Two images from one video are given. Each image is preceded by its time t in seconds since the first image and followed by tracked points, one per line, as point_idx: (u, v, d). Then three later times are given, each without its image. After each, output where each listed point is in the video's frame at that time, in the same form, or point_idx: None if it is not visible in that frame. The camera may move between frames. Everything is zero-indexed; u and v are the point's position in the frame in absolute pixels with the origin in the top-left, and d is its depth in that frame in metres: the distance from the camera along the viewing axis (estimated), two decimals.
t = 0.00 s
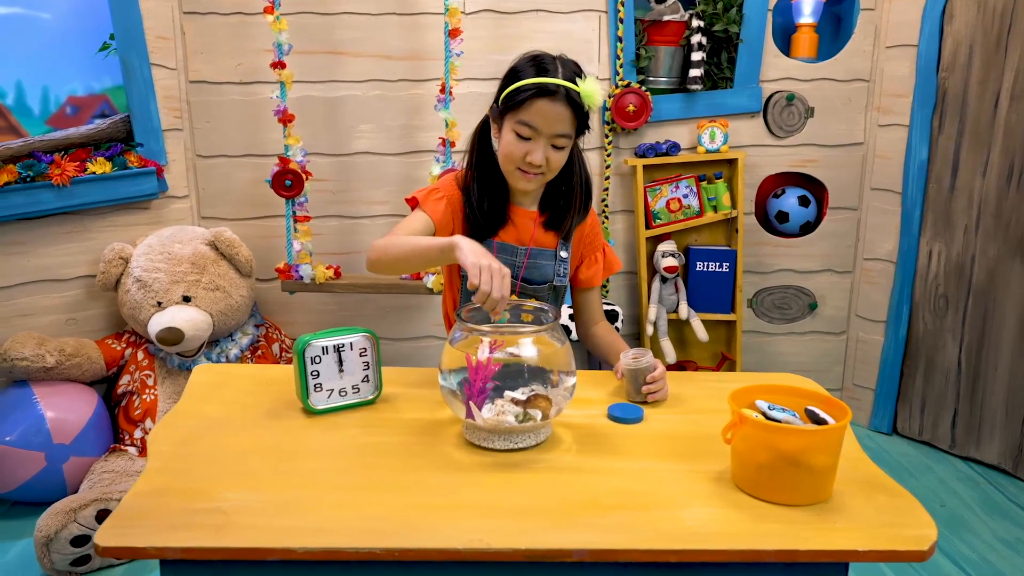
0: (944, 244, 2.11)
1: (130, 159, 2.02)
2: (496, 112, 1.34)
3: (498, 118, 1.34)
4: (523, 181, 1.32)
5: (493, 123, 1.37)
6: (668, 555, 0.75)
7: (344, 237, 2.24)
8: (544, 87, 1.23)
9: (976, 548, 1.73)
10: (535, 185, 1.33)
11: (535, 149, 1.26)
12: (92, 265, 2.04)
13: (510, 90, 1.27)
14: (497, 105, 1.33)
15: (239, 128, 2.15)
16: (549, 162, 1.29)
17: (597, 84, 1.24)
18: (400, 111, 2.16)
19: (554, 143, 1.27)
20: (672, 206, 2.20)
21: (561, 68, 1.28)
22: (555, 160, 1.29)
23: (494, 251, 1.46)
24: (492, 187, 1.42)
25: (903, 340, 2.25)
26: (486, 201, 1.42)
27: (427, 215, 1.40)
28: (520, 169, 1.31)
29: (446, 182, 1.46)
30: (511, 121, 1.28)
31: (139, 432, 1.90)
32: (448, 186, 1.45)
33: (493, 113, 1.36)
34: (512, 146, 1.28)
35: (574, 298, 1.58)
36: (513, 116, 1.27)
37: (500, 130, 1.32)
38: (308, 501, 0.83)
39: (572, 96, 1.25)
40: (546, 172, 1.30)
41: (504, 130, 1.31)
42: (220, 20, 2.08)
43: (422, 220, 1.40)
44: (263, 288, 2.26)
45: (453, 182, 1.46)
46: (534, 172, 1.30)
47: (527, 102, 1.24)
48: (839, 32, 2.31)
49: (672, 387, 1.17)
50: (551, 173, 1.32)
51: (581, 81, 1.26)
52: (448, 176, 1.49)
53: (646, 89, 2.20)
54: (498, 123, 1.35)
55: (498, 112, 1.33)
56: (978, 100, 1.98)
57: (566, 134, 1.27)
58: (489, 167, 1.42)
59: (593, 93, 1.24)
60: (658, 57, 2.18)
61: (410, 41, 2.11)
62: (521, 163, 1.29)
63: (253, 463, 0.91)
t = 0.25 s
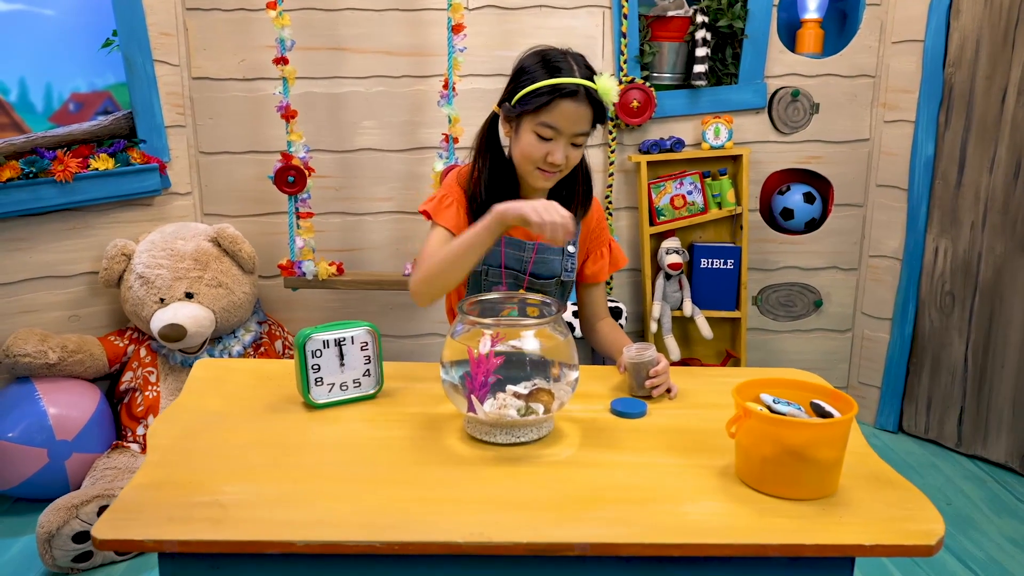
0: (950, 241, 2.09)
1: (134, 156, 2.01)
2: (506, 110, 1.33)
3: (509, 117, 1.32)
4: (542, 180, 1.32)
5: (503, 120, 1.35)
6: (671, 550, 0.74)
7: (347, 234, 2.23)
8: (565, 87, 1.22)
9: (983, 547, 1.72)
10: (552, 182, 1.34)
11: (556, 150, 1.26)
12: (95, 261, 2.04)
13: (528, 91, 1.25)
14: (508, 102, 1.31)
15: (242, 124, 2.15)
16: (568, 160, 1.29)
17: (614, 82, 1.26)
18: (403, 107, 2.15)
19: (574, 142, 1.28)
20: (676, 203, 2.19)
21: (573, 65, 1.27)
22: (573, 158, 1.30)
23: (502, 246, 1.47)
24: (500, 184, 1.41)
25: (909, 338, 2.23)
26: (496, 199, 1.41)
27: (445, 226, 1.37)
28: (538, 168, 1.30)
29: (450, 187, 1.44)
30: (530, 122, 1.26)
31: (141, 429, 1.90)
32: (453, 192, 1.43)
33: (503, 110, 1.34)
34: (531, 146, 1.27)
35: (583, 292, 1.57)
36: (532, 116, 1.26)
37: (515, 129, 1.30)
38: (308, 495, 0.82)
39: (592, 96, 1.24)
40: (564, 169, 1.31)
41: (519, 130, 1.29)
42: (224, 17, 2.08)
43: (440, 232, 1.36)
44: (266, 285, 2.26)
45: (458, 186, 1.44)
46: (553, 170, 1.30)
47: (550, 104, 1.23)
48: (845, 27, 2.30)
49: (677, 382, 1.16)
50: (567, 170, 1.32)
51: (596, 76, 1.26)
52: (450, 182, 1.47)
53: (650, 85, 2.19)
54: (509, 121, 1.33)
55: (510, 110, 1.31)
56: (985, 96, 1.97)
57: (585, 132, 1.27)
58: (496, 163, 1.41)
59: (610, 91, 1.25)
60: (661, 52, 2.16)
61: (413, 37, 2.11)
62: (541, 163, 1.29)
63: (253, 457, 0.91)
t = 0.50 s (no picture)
0: (954, 239, 2.08)
1: (134, 153, 2.02)
2: (516, 104, 1.33)
3: (520, 110, 1.33)
4: (557, 171, 1.33)
5: (513, 113, 1.36)
6: (670, 546, 0.74)
7: (348, 232, 2.23)
8: (578, 77, 1.24)
9: (987, 547, 1.70)
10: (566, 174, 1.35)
11: (572, 140, 1.27)
12: (96, 258, 2.04)
13: (541, 82, 1.26)
14: (518, 96, 1.32)
15: (243, 122, 2.14)
16: (582, 150, 1.31)
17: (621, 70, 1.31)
18: (404, 105, 2.15)
19: (588, 132, 1.29)
20: (678, 201, 2.18)
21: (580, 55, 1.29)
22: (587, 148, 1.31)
23: (516, 244, 1.49)
24: (513, 181, 1.40)
25: (912, 337, 2.22)
26: (511, 197, 1.41)
27: (468, 240, 1.40)
28: (554, 160, 1.31)
29: (463, 192, 1.43)
30: (545, 114, 1.28)
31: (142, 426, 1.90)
32: (467, 197, 1.42)
33: (512, 104, 1.35)
34: (546, 137, 1.28)
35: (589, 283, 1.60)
36: (547, 108, 1.27)
37: (528, 122, 1.31)
38: (305, 490, 0.82)
39: (604, 84, 1.27)
40: (578, 160, 1.32)
41: (533, 122, 1.30)
42: (225, 14, 2.07)
43: (464, 247, 1.40)
44: (267, 283, 2.26)
45: (469, 189, 1.43)
46: (568, 161, 1.31)
47: (564, 93, 1.25)
48: (849, 24, 2.28)
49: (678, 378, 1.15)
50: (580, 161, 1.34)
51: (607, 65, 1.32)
52: (460, 184, 1.46)
53: (653, 83, 2.18)
54: (520, 114, 1.34)
55: (522, 103, 1.31)
56: (990, 93, 1.95)
57: (598, 121, 1.29)
58: (509, 159, 1.40)
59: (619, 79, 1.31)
60: (664, 50, 2.15)
61: (414, 34, 2.10)
62: (555, 154, 1.30)
63: (251, 452, 0.90)
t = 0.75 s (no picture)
0: (958, 236, 2.07)
1: (135, 150, 2.02)
2: (528, 103, 1.32)
3: (533, 109, 1.31)
4: (575, 168, 1.32)
5: (523, 113, 1.35)
6: (670, 541, 0.73)
7: (349, 230, 2.22)
8: (591, 70, 1.24)
9: (991, 546, 1.69)
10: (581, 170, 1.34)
11: (589, 134, 1.27)
12: (96, 256, 2.03)
13: (556, 79, 1.26)
14: (529, 95, 1.31)
15: (243, 119, 2.14)
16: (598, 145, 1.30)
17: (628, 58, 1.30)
18: (405, 102, 2.14)
19: (602, 125, 1.29)
20: (680, 198, 2.18)
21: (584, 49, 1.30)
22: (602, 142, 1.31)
23: (527, 241, 1.47)
24: (525, 179, 1.39)
25: (916, 335, 2.21)
26: (522, 194, 1.40)
27: (477, 238, 1.40)
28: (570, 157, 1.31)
29: (472, 189, 1.43)
30: (561, 111, 1.27)
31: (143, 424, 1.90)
32: (475, 195, 1.42)
33: (523, 103, 1.34)
34: (564, 134, 1.27)
35: (596, 279, 1.58)
36: (562, 105, 1.26)
37: (542, 121, 1.30)
38: (302, 485, 0.81)
39: (616, 75, 1.27)
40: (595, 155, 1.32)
41: (548, 120, 1.29)
42: (226, 11, 2.07)
43: (473, 245, 1.40)
44: (268, 281, 2.25)
45: (479, 186, 1.43)
46: (585, 156, 1.30)
47: (580, 88, 1.24)
48: (852, 21, 2.27)
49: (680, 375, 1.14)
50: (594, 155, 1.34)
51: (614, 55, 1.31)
52: (467, 181, 1.45)
53: (655, 80, 2.17)
54: (532, 113, 1.32)
55: (534, 102, 1.30)
56: (994, 89, 1.94)
57: (612, 114, 1.29)
58: (519, 152, 1.38)
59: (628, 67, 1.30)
60: (666, 47, 2.13)
61: (415, 30, 2.09)
62: (573, 150, 1.29)
63: (249, 447, 0.90)
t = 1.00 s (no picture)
0: (963, 234, 2.06)
1: (136, 147, 2.01)
2: (535, 100, 1.31)
3: (540, 106, 1.30)
4: (583, 165, 1.32)
5: (531, 110, 1.34)
6: (675, 539, 0.72)
7: (351, 228, 2.21)
8: (600, 68, 1.23)
9: (997, 545, 1.68)
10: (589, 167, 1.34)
11: (598, 132, 1.27)
12: (97, 254, 2.03)
13: (564, 77, 1.25)
14: (537, 93, 1.30)
15: (245, 117, 2.13)
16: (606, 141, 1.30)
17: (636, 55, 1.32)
18: (407, 99, 2.13)
19: (611, 122, 1.29)
20: (683, 196, 2.17)
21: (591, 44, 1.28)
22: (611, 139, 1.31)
23: (532, 238, 1.48)
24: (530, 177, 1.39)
25: (920, 334, 2.20)
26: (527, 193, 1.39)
27: (481, 237, 1.39)
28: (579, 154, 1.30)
29: (477, 187, 1.42)
30: (570, 109, 1.26)
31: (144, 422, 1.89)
32: (480, 193, 1.41)
33: (530, 101, 1.33)
34: (573, 132, 1.27)
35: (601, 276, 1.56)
36: (571, 103, 1.26)
37: (549, 118, 1.30)
38: (302, 482, 0.81)
39: (624, 72, 1.26)
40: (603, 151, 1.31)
41: (556, 118, 1.28)
42: (226, 8, 2.06)
43: (476, 244, 1.40)
44: (269, 279, 2.25)
45: (484, 185, 1.42)
46: (594, 153, 1.30)
47: (589, 86, 1.23)
48: (856, 18, 2.26)
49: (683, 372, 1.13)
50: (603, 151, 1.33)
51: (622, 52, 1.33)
52: (473, 179, 1.44)
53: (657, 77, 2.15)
54: (540, 111, 1.32)
55: (542, 100, 1.29)
56: (1000, 86, 1.93)
57: (620, 110, 1.29)
58: (525, 154, 1.38)
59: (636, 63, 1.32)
60: (669, 44, 2.13)
61: (417, 27, 2.08)
62: (581, 148, 1.29)
63: (248, 444, 0.89)
